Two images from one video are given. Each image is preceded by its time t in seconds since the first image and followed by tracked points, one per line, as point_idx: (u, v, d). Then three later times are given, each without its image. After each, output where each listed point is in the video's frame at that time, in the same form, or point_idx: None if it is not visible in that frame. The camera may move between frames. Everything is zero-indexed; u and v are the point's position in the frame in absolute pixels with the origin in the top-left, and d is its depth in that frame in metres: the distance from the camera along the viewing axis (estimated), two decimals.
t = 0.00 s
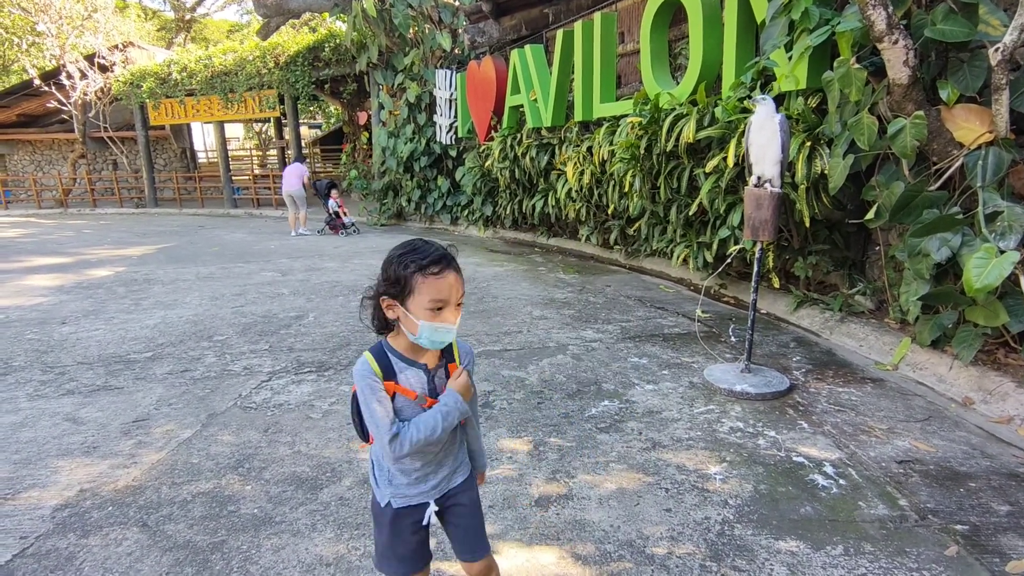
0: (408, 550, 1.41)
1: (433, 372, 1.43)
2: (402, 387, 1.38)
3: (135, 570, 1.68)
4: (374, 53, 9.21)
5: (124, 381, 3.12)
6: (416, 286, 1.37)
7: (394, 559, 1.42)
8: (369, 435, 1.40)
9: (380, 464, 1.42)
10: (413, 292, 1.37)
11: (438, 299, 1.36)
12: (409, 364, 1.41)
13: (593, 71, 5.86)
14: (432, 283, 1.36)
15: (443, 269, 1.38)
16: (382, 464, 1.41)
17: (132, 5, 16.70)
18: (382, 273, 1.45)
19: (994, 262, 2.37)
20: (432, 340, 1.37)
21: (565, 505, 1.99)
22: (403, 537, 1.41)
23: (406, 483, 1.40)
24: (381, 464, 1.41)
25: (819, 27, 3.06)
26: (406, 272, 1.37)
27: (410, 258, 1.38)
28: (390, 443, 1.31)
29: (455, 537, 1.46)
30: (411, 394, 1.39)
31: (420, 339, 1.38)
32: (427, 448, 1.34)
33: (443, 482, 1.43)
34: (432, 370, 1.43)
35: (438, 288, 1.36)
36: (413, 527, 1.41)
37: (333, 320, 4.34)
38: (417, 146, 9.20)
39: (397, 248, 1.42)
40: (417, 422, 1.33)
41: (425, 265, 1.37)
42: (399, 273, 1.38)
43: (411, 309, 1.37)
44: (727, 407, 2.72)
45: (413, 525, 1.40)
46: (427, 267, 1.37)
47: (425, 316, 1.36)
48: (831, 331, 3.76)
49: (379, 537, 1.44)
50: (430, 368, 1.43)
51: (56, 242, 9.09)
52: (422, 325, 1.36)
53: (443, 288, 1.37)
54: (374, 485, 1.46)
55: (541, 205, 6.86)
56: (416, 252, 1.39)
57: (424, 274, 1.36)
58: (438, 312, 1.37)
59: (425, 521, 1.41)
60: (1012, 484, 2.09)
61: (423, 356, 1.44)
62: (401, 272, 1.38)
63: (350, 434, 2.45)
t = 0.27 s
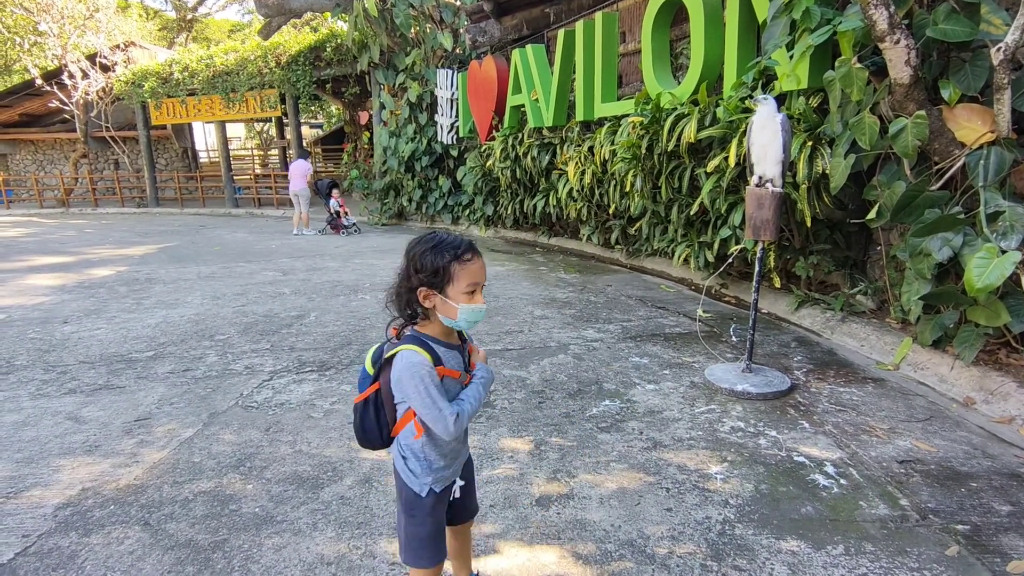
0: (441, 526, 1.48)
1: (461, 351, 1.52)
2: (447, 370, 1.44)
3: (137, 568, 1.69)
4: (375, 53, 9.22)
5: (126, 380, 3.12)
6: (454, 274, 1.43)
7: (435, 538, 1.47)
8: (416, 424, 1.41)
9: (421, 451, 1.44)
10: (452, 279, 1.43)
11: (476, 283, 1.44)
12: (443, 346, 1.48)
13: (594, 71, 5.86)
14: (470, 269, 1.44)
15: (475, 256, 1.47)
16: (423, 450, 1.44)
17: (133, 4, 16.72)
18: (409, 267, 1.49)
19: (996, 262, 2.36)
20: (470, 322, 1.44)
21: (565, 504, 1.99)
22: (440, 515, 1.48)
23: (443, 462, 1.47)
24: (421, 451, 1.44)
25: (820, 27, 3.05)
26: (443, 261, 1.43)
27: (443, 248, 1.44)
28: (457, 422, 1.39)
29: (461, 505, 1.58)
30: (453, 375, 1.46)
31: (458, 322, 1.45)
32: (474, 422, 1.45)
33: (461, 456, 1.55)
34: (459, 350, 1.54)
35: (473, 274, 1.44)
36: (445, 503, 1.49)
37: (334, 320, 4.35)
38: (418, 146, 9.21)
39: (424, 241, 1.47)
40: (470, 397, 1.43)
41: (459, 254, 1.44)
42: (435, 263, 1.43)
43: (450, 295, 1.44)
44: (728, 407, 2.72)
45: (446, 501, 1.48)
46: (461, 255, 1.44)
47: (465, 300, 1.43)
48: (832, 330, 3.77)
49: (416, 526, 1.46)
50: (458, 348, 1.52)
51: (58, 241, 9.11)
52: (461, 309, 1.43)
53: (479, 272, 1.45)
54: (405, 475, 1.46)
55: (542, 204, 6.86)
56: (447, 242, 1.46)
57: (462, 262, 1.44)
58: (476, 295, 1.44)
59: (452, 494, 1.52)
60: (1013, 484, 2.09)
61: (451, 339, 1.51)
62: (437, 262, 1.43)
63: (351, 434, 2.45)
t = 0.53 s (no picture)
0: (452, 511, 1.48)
1: (473, 338, 1.52)
2: (464, 355, 1.44)
3: (135, 568, 1.69)
4: (375, 52, 9.21)
5: (124, 380, 3.12)
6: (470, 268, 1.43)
7: (446, 522, 1.47)
8: (434, 407, 1.41)
9: (437, 436, 1.44)
10: (468, 273, 1.43)
11: (491, 276, 1.44)
12: (459, 332, 1.48)
13: (594, 70, 5.85)
14: (486, 263, 1.44)
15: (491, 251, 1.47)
16: (438, 434, 1.44)
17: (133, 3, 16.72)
18: (425, 259, 1.48)
19: (996, 263, 2.36)
20: (484, 312, 1.45)
21: (564, 505, 1.99)
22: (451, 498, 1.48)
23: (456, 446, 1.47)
24: (437, 436, 1.44)
25: (820, 27, 3.05)
26: (460, 256, 1.43)
27: (460, 243, 1.44)
28: (475, 404, 1.39)
29: (465, 496, 1.56)
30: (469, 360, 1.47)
31: (473, 313, 1.46)
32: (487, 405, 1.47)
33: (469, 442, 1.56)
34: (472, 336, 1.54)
35: (488, 268, 1.44)
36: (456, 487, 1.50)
37: (334, 319, 4.35)
38: (418, 145, 9.21)
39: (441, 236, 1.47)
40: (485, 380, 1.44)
41: (475, 248, 1.44)
42: (452, 257, 1.43)
43: (466, 288, 1.44)
44: (728, 407, 2.72)
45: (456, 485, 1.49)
46: (478, 249, 1.44)
47: (479, 292, 1.44)
48: (831, 330, 3.78)
49: (429, 510, 1.46)
50: (472, 334, 1.52)
51: (58, 240, 9.11)
52: (476, 300, 1.43)
53: (495, 266, 1.45)
54: (419, 460, 1.45)
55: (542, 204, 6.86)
56: (464, 238, 1.46)
57: (478, 257, 1.43)
58: (489, 288, 1.45)
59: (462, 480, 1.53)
60: (1013, 485, 2.08)
61: (464, 326, 1.52)
62: (454, 256, 1.43)
63: (350, 434, 2.45)
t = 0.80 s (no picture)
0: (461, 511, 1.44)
1: (472, 332, 1.48)
2: (465, 350, 1.40)
3: (123, 572, 1.65)
4: (373, 49, 9.17)
5: (117, 379, 3.09)
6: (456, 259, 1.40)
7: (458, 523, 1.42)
8: (439, 406, 1.37)
9: (443, 436, 1.39)
10: (455, 264, 1.39)
11: (479, 266, 1.40)
12: (455, 327, 1.43)
13: (593, 68, 5.81)
14: (473, 252, 1.40)
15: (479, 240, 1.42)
16: (446, 433, 1.40)
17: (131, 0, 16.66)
18: (413, 253, 1.46)
19: (999, 263, 2.33)
20: (475, 304, 1.40)
21: (562, 508, 1.96)
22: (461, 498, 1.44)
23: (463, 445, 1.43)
24: (444, 435, 1.39)
25: (821, 24, 3.01)
26: (445, 246, 1.40)
27: (445, 233, 1.41)
28: (479, 398, 1.35)
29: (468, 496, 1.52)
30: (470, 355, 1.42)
31: (464, 306, 1.41)
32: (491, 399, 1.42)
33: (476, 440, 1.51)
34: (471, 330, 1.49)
35: (476, 258, 1.39)
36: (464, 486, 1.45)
37: (330, 318, 4.32)
38: (416, 143, 9.17)
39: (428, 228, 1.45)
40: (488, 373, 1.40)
41: (460, 239, 1.40)
42: (438, 249, 1.40)
43: (453, 280, 1.40)
44: (727, 408, 2.69)
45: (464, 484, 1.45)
46: (463, 240, 1.41)
47: (468, 283, 1.39)
48: (831, 330, 3.76)
49: (438, 512, 1.40)
50: (469, 328, 1.47)
51: (53, 237, 9.06)
52: (465, 292, 1.39)
53: (483, 256, 1.41)
54: (430, 463, 1.40)
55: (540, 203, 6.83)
56: (450, 228, 1.43)
57: (463, 247, 1.40)
58: (479, 278, 1.40)
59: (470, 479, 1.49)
60: (1017, 488, 2.06)
61: (460, 321, 1.47)
62: (439, 248, 1.40)
63: (344, 434, 2.42)
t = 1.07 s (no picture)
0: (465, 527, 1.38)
1: (467, 336, 1.41)
2: (460, 355, 1.34)
3: None
4: (370, 47, 9.10)
5: (105, 379, 3.01)
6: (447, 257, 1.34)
7: (461, 540, 1.37)
8: (436, 417, 1.30)
9: (443, 449, 1.33)
10: (445, 263, 1.33)
11: (472, 265, 1.33)
12: (449, 330, 1.37)
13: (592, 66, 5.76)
14: (465, 250, 1.34)
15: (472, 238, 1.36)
16: (445, 446, 1.33)
17: None
18: (403, 253, 1.40)
19: (1007, 263, 2.28)
20: (468, 306, 1.34)
21: (560, 514, 1.90)
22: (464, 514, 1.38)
23: (464, 457, 1.36)
24: (443, 448, 1.33)
25: (825, 20, 2.95)
26: (435, 245, 1.33)
27: (434, 230, 1.35)
28: (477, 405, 1.28)
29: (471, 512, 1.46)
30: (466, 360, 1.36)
31: (457, 308, 1.34)
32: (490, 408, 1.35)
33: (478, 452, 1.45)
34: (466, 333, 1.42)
35: (468, 257, 1.33)
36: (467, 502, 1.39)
37: (325, 318, 4.25)
38: (413, 142, 9.11)
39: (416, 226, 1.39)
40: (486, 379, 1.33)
41: (451, 237, 1.34)
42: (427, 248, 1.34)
43: (445, 280, 1.34)
44: (728, 411, 2.64)
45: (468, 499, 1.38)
46: (454, 237, 1.35)
47: (461, 284, 1.33)
48: (832, 331, 3.72)
49: (441, 530, 1.34)
50: (464, 332, 1.40)
51: (45, 234, 8.95)
52: (458, 293, 1.33)
53: (475, 255, 1.35)
54: (429, 479, 1.33)
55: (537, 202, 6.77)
56: (438, 225, 1.37)
57: (454, 244, 1.33)
58: (472, 278, 1.34)
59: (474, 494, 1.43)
60: None
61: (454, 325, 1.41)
62: (429, 246, 1.34)
63: (337, 437, 2.36)
